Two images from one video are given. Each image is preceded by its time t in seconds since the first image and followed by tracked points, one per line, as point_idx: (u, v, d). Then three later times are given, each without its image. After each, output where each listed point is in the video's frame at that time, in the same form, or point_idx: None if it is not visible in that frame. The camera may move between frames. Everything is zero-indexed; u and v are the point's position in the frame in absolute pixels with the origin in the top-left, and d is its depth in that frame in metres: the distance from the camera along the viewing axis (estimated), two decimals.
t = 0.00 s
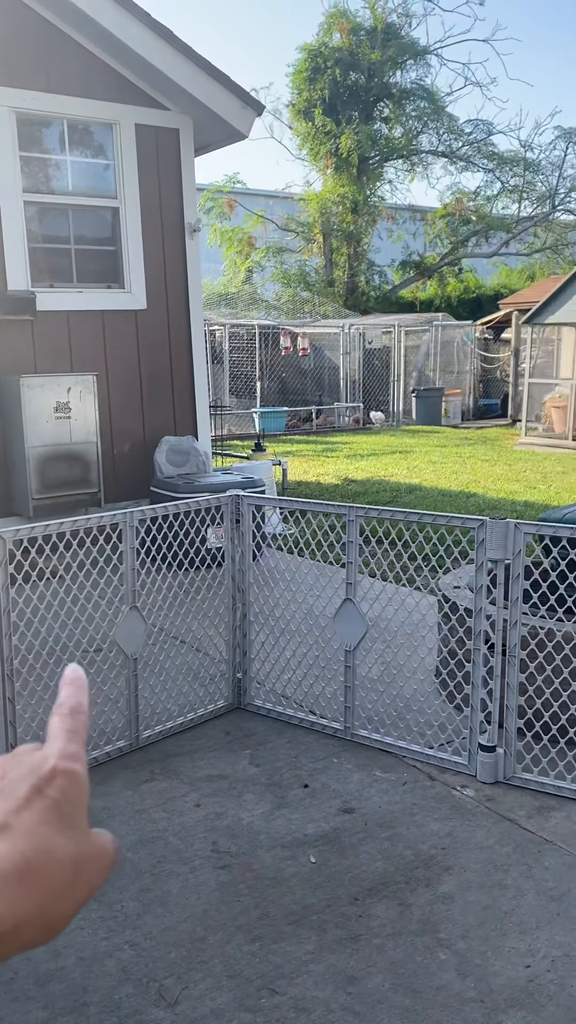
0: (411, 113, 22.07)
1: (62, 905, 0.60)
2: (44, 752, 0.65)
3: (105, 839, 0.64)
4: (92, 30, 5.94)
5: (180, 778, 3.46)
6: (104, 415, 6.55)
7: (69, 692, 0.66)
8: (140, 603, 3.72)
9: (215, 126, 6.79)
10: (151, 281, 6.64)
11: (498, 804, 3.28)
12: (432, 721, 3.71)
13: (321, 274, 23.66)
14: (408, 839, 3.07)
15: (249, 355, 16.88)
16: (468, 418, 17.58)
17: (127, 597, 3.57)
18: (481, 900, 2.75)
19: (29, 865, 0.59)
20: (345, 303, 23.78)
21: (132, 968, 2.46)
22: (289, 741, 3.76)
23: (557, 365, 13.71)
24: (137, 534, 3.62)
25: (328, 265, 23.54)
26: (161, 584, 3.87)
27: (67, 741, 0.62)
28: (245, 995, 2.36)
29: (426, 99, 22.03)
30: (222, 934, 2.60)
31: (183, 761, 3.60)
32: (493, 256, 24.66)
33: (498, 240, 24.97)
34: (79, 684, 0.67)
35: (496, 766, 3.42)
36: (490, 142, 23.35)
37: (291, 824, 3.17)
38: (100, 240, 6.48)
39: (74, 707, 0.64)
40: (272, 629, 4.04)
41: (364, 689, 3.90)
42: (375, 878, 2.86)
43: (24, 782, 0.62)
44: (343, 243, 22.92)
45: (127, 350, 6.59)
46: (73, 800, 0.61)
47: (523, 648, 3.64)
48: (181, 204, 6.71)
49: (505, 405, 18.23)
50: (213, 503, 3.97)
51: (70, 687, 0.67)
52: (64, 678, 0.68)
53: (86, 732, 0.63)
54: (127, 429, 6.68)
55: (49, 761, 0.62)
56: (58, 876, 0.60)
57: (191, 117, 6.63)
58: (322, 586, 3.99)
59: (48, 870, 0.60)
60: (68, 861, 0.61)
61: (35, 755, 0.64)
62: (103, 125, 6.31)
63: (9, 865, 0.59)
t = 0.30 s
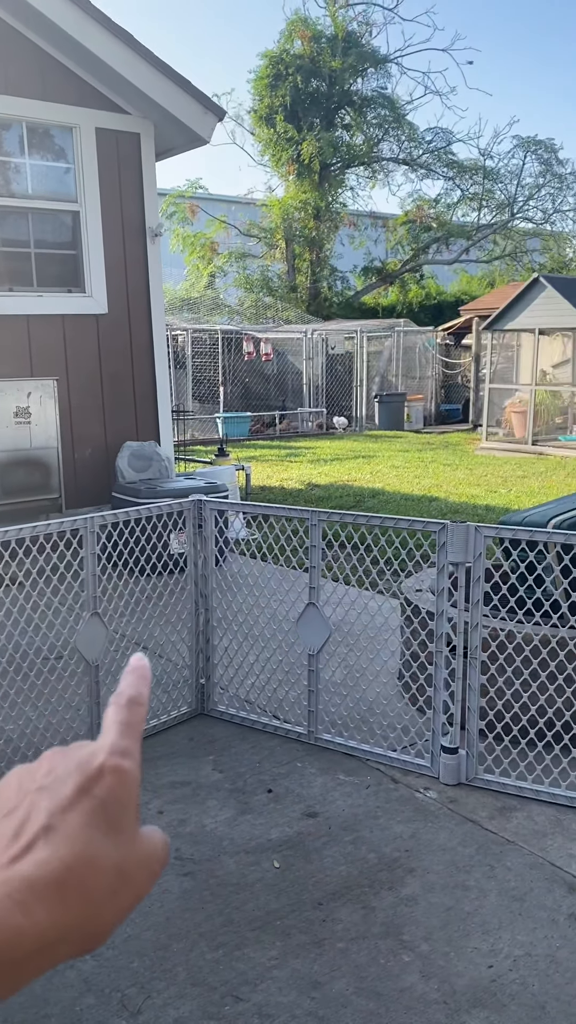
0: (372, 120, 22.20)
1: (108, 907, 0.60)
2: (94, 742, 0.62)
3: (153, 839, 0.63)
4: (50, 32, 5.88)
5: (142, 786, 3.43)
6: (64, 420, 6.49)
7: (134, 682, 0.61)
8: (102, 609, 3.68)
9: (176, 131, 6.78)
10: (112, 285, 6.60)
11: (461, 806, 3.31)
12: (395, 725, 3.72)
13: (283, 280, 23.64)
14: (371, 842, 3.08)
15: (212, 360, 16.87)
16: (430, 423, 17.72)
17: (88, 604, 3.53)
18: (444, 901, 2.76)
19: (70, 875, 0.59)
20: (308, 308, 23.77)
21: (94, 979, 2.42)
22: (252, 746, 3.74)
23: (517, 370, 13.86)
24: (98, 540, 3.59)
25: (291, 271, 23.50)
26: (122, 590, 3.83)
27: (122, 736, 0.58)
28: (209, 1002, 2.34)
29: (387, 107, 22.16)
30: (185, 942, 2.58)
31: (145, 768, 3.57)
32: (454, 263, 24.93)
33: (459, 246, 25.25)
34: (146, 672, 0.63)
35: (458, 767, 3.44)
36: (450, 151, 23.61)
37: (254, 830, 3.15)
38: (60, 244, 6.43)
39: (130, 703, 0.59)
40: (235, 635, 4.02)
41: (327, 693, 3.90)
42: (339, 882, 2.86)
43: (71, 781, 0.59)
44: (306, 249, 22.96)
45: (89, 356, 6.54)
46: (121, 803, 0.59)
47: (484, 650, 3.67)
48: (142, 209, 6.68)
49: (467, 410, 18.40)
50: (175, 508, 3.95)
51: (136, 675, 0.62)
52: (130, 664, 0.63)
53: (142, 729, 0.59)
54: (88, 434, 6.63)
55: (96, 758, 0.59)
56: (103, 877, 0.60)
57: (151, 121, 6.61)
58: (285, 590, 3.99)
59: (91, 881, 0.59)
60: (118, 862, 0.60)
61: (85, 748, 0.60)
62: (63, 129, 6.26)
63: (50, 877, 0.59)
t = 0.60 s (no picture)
0: (342, 127, 22.35)
1: (165, 935, 0.61)
2: (151, 766, 0.62)
3: (210, 869, 0.64)
4: (20, 36, 5.85)
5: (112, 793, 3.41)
6: (32, 426, 6.44)
7: (208, 703, 0.60)
8: (70, 616, 3.65)
9: (146, 137, 6.77)
10: (81, 290, 6.57)
11: (430, 809, 3.33)
12: (365, 729, 3.74)
13: (254, 286, 23.63)
14: (342, 847, 3.08)
15: (183, 365, 16.87)
16: (401, 428, 17.84)
17: (56, 609, 3.50)
18: (414, 904, 2.77)
19: (121, 912, 0.60)
20: (278, 314, 23.77)
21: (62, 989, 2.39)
22: (223, 752, 3.74)
23: (486, 376, 13.98)
24: (66, 545, 3.57)
25: (261, 277, 23.51)
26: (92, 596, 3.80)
27: (188, 764, 0.59)
28: (179, 1009, 2.33)
29: (356, 114, 22.31)
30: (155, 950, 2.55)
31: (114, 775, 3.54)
32: (423, 270, 25.16)
33: (428, 254, 25.48)
34: (225, 693, 0.62)
35: (427, 770, 3.46)
36: (419, 159, 23.84)
37: (224, 836, 3.15)
38: (28, 249, 6.40)
39: (200, 726, 0.59)
40: (205, 640, 4.00)
41: (297, 698, 3.91)
42: (309, 887, 2.86)
43: (128, 812, 0.60)
44: (276, 255, 23.02)
45: (57, 362, 6.50)
46: (175, 835, 0.60)
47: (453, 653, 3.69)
48: (111, 215, 6.67)
49: (437, 415, 18.53)
50: (144, 514, 3.93)
51: (212, 695, 0.61)
52: (206, 685, 0.62)
53: (209, 758, 0.59)
54: (56, 439, 6.58)
55: (156, 785, 0.59)
56: (154, 916, 0.61)
57: (120, 127, 6.60)
58: (255, 594, 3.98)
59: (142, 917, 0.60)
60: (174, 888, 0.61)
61: (146, 776, 0.61)
62: (31, 133, 6.22)
63: (103, 910, 0.59)
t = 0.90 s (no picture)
0: (316, 136, 22.47)
1: None
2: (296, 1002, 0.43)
3: None
4: None
5: (86, 802, 3.39)
6: (5, 432, 6.39)
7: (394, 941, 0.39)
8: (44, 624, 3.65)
9: (120, 143, 6.77)
10: (54, 297, 6.55)
11: (405, 814, 3.34)
12: (340, 734, 3.75)
13: (229, 293, 23.63)
14: (316, 853, 3.08)
15: (157, 372, 16.82)
16: (376, 435, 17.90)
17: (28, 617, 3.48)
18: (388, 909, 2.78)
19: None
20: (253, 321, 23.75)
21: (34, 1000, 2.36)
22: (197, 760, 3.73)
23: (459, 382, 14.05)
24: (39, 553, 3.55)
25: (236, 284, 23.54)
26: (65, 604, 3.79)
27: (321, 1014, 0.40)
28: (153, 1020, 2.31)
29: (331, 122, 22.42)
30: (129, 959, 2.53)
31: (88, 784, 3.53)
32: (397, 277, 25.35)
33: (402, 261, 25.68)
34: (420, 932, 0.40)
35: (402, 776, 3.47)
36: (393, 167, 24.03)
37: (199, 843, 3.13)
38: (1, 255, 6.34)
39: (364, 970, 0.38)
40: (180, 647, 4.00)
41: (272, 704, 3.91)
42: (283, 893, 2.86)
43: None
44: (251, 262, 23.04)
45: (29, 366, 6.45)
46: None
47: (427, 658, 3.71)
48: (85, 221, 6.65)
49: (411, 422, 18.65)
50: (118, 521, 3.92)
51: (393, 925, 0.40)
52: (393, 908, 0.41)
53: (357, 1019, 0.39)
54: (29, 446, 6.54)
55: None
56: None
57: (94, 133, 6.59)
58: (230, 601, 3.98)
59: None
60: None
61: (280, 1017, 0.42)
62: (4, 139, 6.18)
63: None
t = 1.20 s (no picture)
0: (294, 144, 22.54)
1: None
2: None
3: None
4: None
5: (65, 811, 3.36)
6: None
7: None
8: (21, 632, 3.60)
9: (97, 150, 6.75)
10: (33, 304, 6.51)
11: (385, 820, 3.34)
12: (320, 740, 3.75)
13: (207, 300, 23.63)
14: (297, 860, 3.08)
15: (136, 378, 16.77)
16: (354, 441, 17.96)
17: (7, 626, 3.46)
18: (369, 915, 2.78)
19: None
20: (232, 328, 23.76)
21: (13, 1012, 2.34)
22: (177, 768, 3.72)
23: (437, 390, 14.18)
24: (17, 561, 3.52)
25: (215, 291, 23.55)
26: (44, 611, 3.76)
27: None
28: None
29: (309, 131, 22.49)
30: (109, 969, 2.52)
31: (67, 793, 3.50)
32: (376, 285, 25.48)
33: (380, 269, 25.83)
34: None
35: (382, 781, 3.48)
36: (370, 175, 24.16)
37: (179, 852, 3.12)
38: None
39: None
40: (159, 654, 3.99)
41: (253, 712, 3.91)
42: (264, 901, 2.86)
43: None
44: (230, 269, 23.07)
45: (8, 374, 6.40)
46: None
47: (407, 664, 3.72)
48: (63, 229, 6.64)
49: (390, 429, 18.72)
50: (96, 529, 3.91)
51: None
52: None
53: None
54: (7, 454, 6.49)
55: None
56: None
57: (72, 139, 6.57)
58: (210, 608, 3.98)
59: None
60: None
61: None
62: None
63: None
